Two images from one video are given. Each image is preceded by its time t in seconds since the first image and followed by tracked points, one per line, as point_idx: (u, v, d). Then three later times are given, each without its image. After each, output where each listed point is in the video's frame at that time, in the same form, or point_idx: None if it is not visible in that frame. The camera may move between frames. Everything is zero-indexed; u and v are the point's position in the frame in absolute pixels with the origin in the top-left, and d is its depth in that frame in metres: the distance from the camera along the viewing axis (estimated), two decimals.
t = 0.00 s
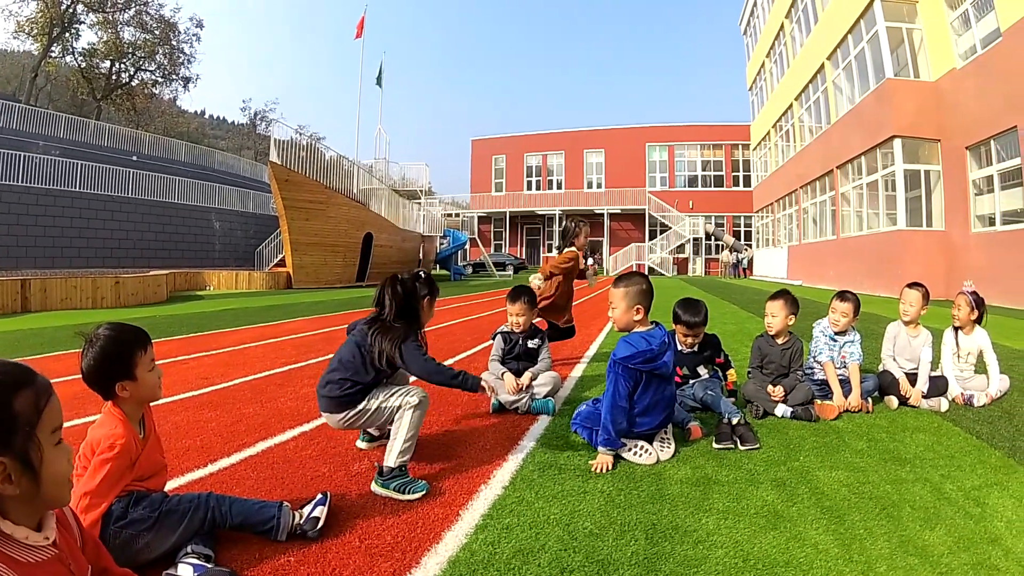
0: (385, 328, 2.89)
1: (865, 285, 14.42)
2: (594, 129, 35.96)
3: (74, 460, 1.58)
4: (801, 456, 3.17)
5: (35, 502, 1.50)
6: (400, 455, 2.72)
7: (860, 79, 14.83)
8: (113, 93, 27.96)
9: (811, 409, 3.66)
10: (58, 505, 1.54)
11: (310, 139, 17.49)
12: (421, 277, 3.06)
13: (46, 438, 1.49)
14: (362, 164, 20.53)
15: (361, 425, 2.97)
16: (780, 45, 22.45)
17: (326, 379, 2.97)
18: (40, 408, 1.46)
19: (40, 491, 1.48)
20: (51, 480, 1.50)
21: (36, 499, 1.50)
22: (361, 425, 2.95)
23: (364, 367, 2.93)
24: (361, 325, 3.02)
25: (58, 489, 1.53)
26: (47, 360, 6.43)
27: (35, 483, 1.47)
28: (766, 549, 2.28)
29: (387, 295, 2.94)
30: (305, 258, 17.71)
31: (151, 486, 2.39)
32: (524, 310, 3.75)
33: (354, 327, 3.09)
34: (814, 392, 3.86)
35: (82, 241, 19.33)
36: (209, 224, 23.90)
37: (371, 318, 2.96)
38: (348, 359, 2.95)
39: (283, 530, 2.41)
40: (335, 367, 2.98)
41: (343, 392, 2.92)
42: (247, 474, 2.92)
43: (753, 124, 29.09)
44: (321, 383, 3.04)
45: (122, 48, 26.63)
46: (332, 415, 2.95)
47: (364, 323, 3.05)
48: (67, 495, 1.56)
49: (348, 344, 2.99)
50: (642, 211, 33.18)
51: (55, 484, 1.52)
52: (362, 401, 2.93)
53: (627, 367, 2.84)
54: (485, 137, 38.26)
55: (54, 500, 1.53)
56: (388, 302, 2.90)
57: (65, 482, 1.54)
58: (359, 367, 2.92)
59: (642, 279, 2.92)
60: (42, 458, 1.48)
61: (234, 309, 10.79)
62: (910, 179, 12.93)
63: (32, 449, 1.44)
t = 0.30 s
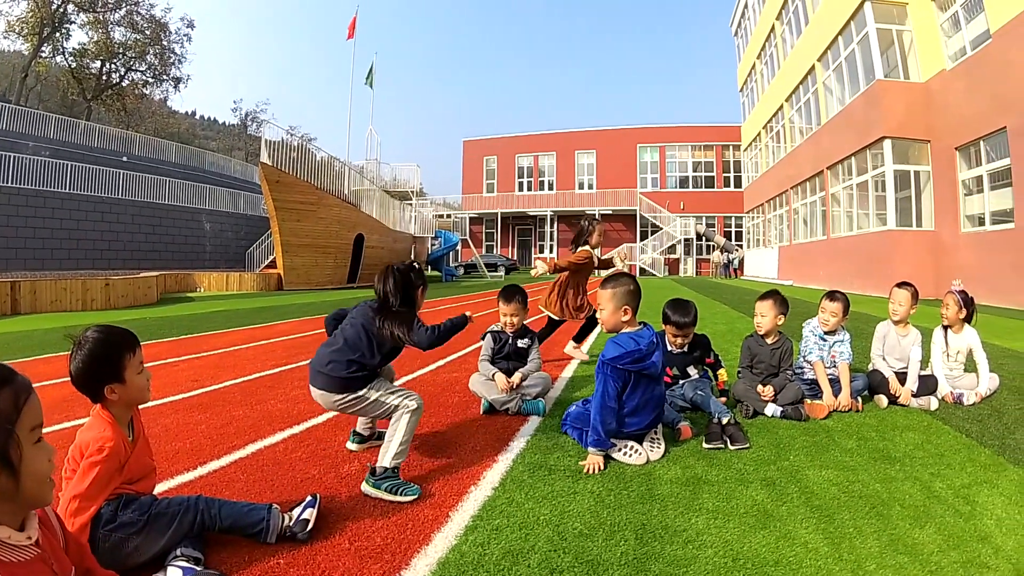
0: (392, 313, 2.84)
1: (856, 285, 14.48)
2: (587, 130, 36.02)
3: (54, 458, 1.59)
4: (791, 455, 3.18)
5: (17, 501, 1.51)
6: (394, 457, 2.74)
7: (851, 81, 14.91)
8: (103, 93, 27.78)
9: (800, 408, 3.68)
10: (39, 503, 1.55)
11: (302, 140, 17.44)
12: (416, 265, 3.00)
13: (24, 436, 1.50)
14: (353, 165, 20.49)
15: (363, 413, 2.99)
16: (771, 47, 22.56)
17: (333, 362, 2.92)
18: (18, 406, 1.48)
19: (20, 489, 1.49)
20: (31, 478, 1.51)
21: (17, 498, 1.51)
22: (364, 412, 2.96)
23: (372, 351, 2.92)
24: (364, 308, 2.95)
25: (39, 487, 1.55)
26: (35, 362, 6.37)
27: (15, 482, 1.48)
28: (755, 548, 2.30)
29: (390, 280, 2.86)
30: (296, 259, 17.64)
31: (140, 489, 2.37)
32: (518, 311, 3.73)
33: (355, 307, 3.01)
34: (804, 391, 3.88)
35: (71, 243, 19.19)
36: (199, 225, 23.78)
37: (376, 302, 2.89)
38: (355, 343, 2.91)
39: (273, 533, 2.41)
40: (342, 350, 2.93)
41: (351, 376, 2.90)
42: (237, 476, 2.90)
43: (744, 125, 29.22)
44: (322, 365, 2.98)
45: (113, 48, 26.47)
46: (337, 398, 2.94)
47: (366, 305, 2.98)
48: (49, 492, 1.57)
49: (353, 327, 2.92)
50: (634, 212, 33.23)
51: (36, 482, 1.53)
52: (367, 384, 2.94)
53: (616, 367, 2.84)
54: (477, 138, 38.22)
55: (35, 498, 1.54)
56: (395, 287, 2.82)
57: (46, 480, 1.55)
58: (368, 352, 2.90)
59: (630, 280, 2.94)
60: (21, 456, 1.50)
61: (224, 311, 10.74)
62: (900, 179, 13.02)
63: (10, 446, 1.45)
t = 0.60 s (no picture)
0: (396, 294, 2.91)
1: (846, 283, 14.56)
2: (579, 129, 36.05)
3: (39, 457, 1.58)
4: (781, 452, 3.19)
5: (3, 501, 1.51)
6: (386, 458, 2.76)
7: (840, 79, 14.98)
8: (93, 94, 27.59)
9: (790, 405, 3.69)
10: (26, 502, 1.54)
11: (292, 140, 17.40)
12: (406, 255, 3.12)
13: (8, 433, 1.50)
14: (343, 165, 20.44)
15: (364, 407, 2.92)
16: (761, 46, 22.66)
17: (343, 343, 2.85)
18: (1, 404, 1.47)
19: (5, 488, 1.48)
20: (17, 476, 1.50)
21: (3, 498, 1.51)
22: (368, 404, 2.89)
23: (377, 332, 2.92)
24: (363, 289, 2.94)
25: (25, 485, 1.54)
26: (22, 366, 6.31)
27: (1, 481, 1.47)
28: (745, 545, 2.31)
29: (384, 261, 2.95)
30: (286, 259, 17.58)
31: (130, 491, 2.36)
32: (512, 309, 3.72)
33: (349, 291, 2.98)
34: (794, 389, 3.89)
35: (60, 245, 19.06)
36: (190, 227, 23.69)
37: (376, 282, 2.92)
38: (363, 324, 2.88)
39: (263, 534, 2.40)
40: (349, 331, 2.87)
41: (360, 358, 2.87)
42: (227, 478, 2.89)
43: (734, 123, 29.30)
44: (327, 349, 2.88)
45: (102, 48, 26.29)
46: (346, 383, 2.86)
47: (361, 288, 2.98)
48: (35, 492, 1.56)
49: (358, 308, 2.89)
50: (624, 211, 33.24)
51: (22, 480, 1.53)
52: (369, 370, 2.90)
53: (604, 366, 2.85)
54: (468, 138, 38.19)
55: (22, 497, 1.54)
56: (396, 267, 2.91)
57: (33, 478, 1.55)
58: (375, 333, 2.90)
59: (617, 278, 2.93)
60: (7, 455, 1.49)
61: (214, 313, 10.69)
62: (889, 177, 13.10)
63: None
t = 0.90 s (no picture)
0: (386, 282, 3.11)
1: (829, 284, 14.70)
2: (567, 131, 36.15)
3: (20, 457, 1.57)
4: (763, 452, 3.22)
5: None
6: (368, 458, 2.74)
7: (824, 83, 15.12)
8: (77, 92, 27.29)
9: (772, 406, 3.72)
10: (8, 502, 1.56)
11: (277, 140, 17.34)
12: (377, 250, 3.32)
13: None
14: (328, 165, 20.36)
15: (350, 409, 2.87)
16: (747, 49, 22.86)
17: (350, 325, 2.90)
18: None
19: None
20: None
21: None
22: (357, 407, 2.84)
23: (374, 315, 3.04)
24: (353, 275, 3.03)
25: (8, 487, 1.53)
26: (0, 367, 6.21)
27: None
28: (726, 545, 2.33)
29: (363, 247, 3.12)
30: (270, 260, 17.51)
31: (111, 494, 2.33)
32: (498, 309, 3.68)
33: (337, 278, 3.03)
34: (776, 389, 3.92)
35: (42, 244, 18.81)
36: (174, 227, 23.52)
37: (367, 266, 3.06)
38: (366, 305, 2.98)
39: (243, 537, 2.38)
40: (353, 313, 2.94)
41: (365, 340, 2.95)
42: (208, 481, 2.87)
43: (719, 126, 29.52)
44: (332, 333, 2.89)
45: (88, 46, 26.00)
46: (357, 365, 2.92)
47: (349, 273, 3.06)
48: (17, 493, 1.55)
49: (357, 291, 2.98)
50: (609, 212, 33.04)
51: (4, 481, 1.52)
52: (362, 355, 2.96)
53: (586, 367, 2.86)
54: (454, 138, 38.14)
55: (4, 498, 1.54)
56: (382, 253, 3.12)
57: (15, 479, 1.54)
58: (374, 316, 3.01)
59: (598, 278, 2.94)
60: None
61: (196, 314, 10.60)
62: (873, 179, 13.25)
63: None
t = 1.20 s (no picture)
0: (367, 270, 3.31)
1: (806, 285, 14.91)
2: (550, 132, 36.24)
3: None
4: (739, 451, 3.26)
5: None
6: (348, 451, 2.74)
7: (802, 87, 15.31)
8: (55, 90, 26.88)
9: (748, 405, 3.77)
10: None
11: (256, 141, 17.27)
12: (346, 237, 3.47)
13: None
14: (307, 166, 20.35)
15: (326, 405, 2.90)
16: (726, 53, 23.10)
17: (348, 312, 3.06)
18: None
19: None
20: None
21: None
22: (346, 398, 2.93)
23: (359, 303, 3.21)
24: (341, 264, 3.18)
25: None
26: None
27: None
28: (700, 543, 2.36)
29: (335, 236, 3.28)
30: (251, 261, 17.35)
31: (86, 498, 2.30)
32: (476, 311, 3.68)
33: (326, 268, 3.15)
34: (752, 389, 3.97)
35: (19, 245, 18.47)
36: (151, 228, 23.35)
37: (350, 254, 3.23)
38: (357, 293, 3.16)
39: (219, 541, 2.36)
40: (348, 302, 3.10)
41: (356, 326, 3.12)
42: (184, 485, 2.85)
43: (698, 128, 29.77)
44: (332, 319, 3.01)
45: (66, 43, 25.59)
46: (352, 350, 3.09)
47: (332, 263, 3.20)
48: None
49: (347, 280, 3.14)
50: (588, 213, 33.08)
51: None
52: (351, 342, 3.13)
53: (560, 368, 2.88)
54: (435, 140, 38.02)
55: None
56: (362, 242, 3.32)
57: None
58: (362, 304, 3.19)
59: (571, 280, 2.96)
60: None
61: (172, 316, 10.47)
62: (850, 182, 13.46)
63: None
